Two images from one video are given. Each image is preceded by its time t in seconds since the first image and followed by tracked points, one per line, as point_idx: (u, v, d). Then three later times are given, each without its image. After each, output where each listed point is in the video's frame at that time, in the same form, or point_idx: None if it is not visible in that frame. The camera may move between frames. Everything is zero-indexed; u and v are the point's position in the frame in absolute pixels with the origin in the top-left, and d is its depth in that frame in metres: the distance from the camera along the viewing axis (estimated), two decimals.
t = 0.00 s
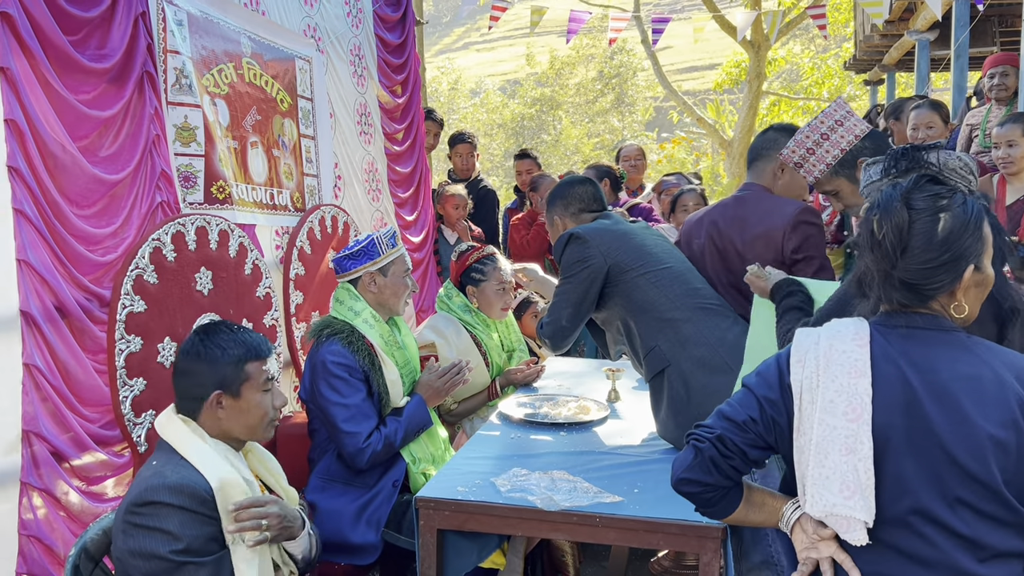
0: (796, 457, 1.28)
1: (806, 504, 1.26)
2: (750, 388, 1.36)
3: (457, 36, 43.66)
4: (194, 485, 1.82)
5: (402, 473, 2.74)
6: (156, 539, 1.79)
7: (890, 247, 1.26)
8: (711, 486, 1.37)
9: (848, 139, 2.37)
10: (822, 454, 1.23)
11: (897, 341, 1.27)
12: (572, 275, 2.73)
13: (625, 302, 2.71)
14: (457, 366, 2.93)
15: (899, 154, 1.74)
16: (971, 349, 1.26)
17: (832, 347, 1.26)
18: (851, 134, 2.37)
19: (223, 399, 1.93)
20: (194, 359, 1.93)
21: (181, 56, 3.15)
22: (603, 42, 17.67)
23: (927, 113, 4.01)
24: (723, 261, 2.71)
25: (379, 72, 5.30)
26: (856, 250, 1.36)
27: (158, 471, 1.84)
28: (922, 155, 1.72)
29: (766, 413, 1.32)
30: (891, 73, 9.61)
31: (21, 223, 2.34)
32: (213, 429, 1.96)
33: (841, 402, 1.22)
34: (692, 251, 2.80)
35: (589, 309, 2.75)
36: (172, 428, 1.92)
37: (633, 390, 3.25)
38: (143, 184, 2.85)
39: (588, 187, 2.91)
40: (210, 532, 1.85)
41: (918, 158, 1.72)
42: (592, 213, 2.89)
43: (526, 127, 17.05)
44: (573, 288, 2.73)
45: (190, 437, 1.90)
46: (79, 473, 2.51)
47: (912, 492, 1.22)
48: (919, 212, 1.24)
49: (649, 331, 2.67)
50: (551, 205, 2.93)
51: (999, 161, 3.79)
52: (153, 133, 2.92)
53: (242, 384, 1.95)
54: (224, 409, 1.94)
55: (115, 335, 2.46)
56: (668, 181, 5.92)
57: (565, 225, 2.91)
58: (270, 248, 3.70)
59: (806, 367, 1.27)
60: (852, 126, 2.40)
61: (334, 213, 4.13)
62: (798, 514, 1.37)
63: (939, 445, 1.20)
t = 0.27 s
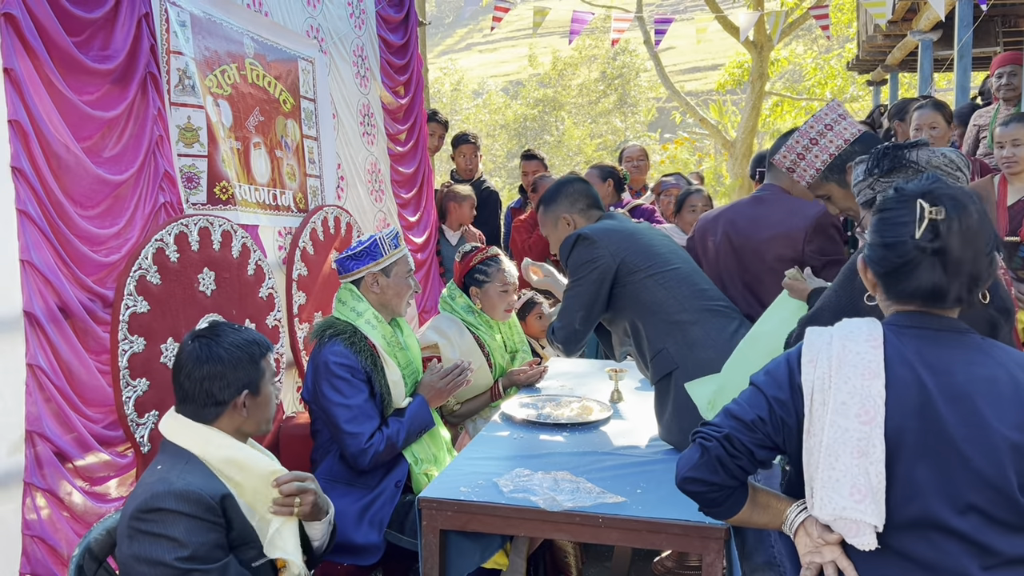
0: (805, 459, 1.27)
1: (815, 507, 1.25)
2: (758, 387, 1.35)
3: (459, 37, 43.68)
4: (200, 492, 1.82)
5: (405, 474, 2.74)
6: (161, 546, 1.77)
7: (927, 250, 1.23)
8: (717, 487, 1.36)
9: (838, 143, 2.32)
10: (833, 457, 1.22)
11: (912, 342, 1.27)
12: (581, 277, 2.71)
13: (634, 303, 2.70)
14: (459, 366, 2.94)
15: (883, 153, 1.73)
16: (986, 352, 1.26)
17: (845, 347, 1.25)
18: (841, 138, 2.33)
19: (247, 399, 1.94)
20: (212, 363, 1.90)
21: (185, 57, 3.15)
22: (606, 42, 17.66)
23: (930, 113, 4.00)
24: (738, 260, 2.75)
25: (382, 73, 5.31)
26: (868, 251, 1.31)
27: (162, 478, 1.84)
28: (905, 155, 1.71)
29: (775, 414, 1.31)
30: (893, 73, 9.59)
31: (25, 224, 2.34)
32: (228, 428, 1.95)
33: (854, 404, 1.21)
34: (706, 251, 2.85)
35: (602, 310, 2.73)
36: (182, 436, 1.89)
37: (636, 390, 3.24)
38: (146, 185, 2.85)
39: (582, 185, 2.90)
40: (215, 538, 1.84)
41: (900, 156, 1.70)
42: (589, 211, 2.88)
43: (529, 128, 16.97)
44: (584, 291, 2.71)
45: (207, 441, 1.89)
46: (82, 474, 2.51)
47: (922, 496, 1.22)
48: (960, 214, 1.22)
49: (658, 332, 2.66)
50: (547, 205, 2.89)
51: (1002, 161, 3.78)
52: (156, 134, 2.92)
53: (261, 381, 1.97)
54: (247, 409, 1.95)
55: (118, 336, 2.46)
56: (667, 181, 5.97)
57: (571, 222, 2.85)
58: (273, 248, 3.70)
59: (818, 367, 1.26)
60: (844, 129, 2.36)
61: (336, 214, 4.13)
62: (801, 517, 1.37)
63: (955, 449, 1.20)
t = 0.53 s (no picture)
0: (815, 467, 1.26)
1: (828, 517, 1.24)
2: (764, 395, 1.32)
3: (462, 37, 43.70)
4: (202, 497, 1.81)
5: (406, 474, 2.74)
6: (163, 551, 1.76)
7: (964, 249, 1.22)
8: (727, 500, 1.32)
9: (836, 144, 2.28)
10: (845, 465, 1.21)
11: (920, 344, 1.25)
12: (598, 277, 2.67)
13: (651, 303, 2.67)
14: (460, 367, 2.95)
15: (876, 154, 1.76)
16: (992, 350, 1.26)
17: (853, 352, 1.24)
18: (839, 139, 2.28)
19: (249, 400, 1.96)
20: (215, 368, 1.89)
21: (186, 57, 3.15)
22: (608, 42, 17.65)
23: (933, 114, 3.99)
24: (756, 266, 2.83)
25: (384, 73, 5.31)
26: (890, 254, 1.26)
27: (165, 482, 1.83)
28: (899, 154, 1.73)
29: (784, 422, 1.28)
30: (896, 73, 9.57)
31: (27, 224, 2.34)
32: (230, 429, 1.95)
33: (866, 410, 1.20)
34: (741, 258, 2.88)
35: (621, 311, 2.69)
36: (186, 440, 1.90)
37: (638, 391, 3.23)
38: (148, 186, 2.85)
39: (580, 181, 2.86)
40: (217, 544, 1.83)
41: (891, 157, 1.72)
42: (592, 207, 2.84)
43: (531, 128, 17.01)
44: (603, 290, 2.67)
45: (208, 447, 1.90)
46: (84, 474, 2.52)
47: (932, 500, 1.21)
48: (989, 211, 1.23)
49: (672, 334, 2.64)
50: (548, 205, 2.84)
51: (1005, 161, 3.76)
52: (158, 135, 2.92)
53: (260, 381, 1.98)
54: (249, 410, 1.97)
55: (120, 336, 2.46)
56: (667, 181, 5.87)
57: (578, 219, 2.81)
58: (275, 248, 3.70)
59: (825, 373, 1.24)
60: (842, 130, 2.31)
61: (338, 214, 4.13)
62: (808, 525, 1.36)
63: (970, 452, 1.19)
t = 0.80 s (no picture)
0: (832, 476, 1.26)
1: (847, 527, 1.24)
2: (775, 404, 1.31)
3: (462, 37, 43.72)
4: (199, 504, 1.79)
5: (407, 475, 2.74)
6: (162, 558, 1.74)
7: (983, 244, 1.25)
8: (743, 514, 1.31)
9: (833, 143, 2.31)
10: (863, 473, 1.22)
11: (931, 347, 1.26)
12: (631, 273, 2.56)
13: (680, 302, 2.60)
14: (461, 368, 2.95)
15: (868, 154, 1.89)
16: (999, 350, 1.26)
17: (867, 358, 1.23)
18: (836, 137, 2.31)
19: (249, 403, 1.97)
20: (216, 371, 1.90)
21: (187, 58, 3.16)
22: (609, 42, 17.64)
23: (934, 114, 4.00)
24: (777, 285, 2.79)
25: (385, 74, 5.31)
26: (913, 254, 1.27)
27: (161, 489, 1.81)
28: (891, 155, 1.85)
29: (799, 432, 1.27)
30: (897, 73, 9.56)
31: (28, 225, 2.35)
32: (230, 433, 1.97)
33: (883, 418, 1.20)
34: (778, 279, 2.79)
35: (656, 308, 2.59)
36: (185, 445, 1.90)
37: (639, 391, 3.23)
38: (149, 186, 2.86)
39: (590, 171, 2.74)
40: (217, 549, 1.81)
41: (884, 158, 1.85)
42: (606, 197, 2.73)
43: (531, 129, 16.82)
44: (633, 286, 2.56)
45: (210, 454, 1.91)
46: (85, 474, 2.52)
47: (945, 505, 1.21)
48: (1001, 205, 1.26)
49: (698, 335, 2.59)
50: (560, 198, 2.72)
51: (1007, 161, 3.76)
52: (160, 135, 2.93)
53: (260, 382, 1.99)
54: (249, 412, 1.97)
55: (121, 336, 2.46)
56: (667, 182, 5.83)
57: (590, 210, 2.70)
58: (276, 248, 3.71)
59: (839, 381, 1.24)
60: (841, 128, 2.33)
61: (339, 214, 4.13)
62: (815, 533, 1.34)
63: (987, 454, 1.20)
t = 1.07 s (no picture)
0: (850, 479, 1.30)
1: (867, 530, 1.28)
2: (791, 408, 1.34)
3: (462, 37, 43.70)
4: (204, 502, 1.80)
5: (408, 475, 2.74)
6: (178, 557, 1.76)
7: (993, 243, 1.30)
8: (765, 521, 1.33)
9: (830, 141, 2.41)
10: (883, 476, 1.26)
11: (944, 348, 1.30)
12: (660, 278, 2.48)
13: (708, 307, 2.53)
14: (462, 368, 2.95)
15: (863, 154, 1.96)
16: (1008, 349, 1.32)
17: (884, 360, 1.28)
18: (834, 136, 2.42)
19: (247, 406, 1.97)
20: (214, 375, 1.90)
21: (189, 58, 3.15)
22: (610, 42, 17.62)
23: (935, 114, 4.00)
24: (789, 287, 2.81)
25: (386, 74, 5.31)
26: (924, 253, 1.32)
27: (164, 492, 1.82)
28: (886, 155, 1.91)
29: (818, 436, 1.30)
30: (898, 73, 9.54)
31: (30, 225, 2.35)
32: (228, 434, 1.96)
33: (901, 420, 1.25)
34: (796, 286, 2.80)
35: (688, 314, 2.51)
36: (183, 449, 1.90)
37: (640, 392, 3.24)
38: (151, 186, 2.86)
39: (605, 163, 2.64)
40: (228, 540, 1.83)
41: (878, 158, 1.91)
42: (623, 191, 2.64)
43: (531, 129, 16.77)
44: (663, 290, 2.48)
45: (206, 456, 1.90)
46: (87, 474, 2.52)
47: (961, 505, 1.26)
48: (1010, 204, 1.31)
49: (721, 342, 2.56)
50: (577, 190, 2.62)
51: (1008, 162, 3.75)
52: (161, 135, 2.93)
53: (257, 383, 1.99)
54: (247, 415, 1.97)
55: (122, 336, 2.46)
56: (667, 181, 5.87)
57: (607, 204, 2.61)
58: (277, 249, 3.71)
59: (857, 384, 1.29)
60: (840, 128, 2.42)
61: (340, 215, 4.12)
62: (825, 538, 1.38)
63: (1002, 454, 1.25)
